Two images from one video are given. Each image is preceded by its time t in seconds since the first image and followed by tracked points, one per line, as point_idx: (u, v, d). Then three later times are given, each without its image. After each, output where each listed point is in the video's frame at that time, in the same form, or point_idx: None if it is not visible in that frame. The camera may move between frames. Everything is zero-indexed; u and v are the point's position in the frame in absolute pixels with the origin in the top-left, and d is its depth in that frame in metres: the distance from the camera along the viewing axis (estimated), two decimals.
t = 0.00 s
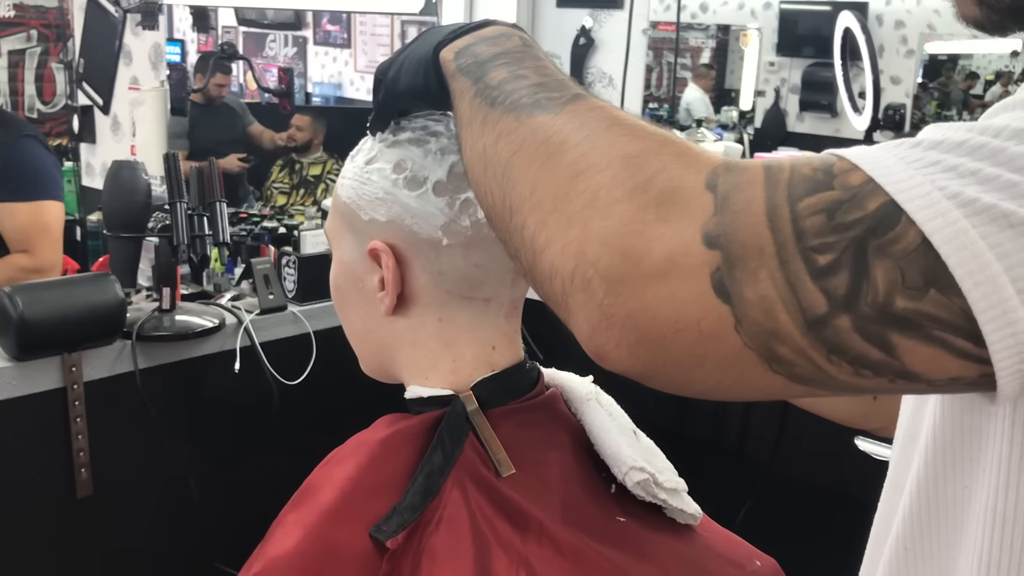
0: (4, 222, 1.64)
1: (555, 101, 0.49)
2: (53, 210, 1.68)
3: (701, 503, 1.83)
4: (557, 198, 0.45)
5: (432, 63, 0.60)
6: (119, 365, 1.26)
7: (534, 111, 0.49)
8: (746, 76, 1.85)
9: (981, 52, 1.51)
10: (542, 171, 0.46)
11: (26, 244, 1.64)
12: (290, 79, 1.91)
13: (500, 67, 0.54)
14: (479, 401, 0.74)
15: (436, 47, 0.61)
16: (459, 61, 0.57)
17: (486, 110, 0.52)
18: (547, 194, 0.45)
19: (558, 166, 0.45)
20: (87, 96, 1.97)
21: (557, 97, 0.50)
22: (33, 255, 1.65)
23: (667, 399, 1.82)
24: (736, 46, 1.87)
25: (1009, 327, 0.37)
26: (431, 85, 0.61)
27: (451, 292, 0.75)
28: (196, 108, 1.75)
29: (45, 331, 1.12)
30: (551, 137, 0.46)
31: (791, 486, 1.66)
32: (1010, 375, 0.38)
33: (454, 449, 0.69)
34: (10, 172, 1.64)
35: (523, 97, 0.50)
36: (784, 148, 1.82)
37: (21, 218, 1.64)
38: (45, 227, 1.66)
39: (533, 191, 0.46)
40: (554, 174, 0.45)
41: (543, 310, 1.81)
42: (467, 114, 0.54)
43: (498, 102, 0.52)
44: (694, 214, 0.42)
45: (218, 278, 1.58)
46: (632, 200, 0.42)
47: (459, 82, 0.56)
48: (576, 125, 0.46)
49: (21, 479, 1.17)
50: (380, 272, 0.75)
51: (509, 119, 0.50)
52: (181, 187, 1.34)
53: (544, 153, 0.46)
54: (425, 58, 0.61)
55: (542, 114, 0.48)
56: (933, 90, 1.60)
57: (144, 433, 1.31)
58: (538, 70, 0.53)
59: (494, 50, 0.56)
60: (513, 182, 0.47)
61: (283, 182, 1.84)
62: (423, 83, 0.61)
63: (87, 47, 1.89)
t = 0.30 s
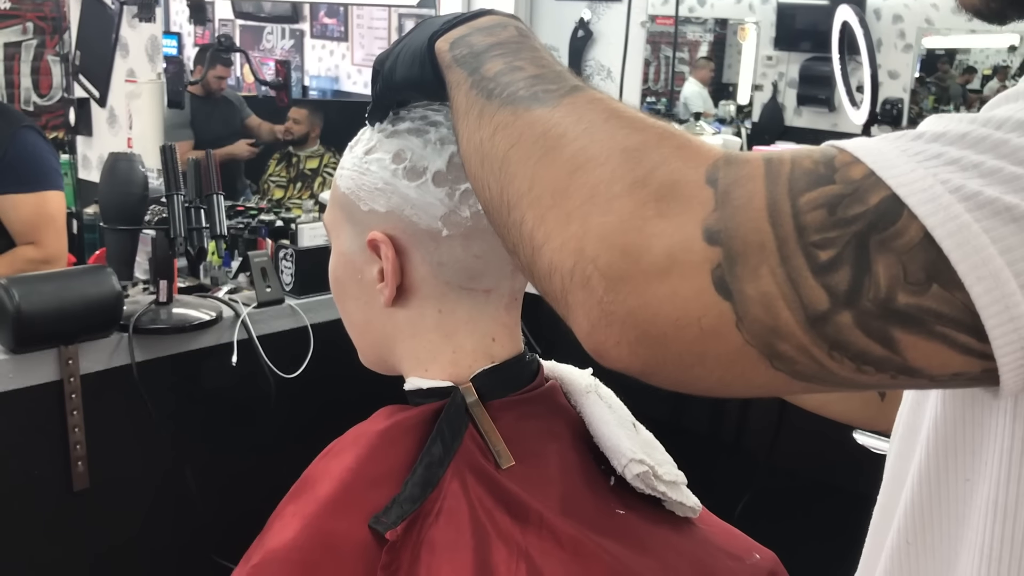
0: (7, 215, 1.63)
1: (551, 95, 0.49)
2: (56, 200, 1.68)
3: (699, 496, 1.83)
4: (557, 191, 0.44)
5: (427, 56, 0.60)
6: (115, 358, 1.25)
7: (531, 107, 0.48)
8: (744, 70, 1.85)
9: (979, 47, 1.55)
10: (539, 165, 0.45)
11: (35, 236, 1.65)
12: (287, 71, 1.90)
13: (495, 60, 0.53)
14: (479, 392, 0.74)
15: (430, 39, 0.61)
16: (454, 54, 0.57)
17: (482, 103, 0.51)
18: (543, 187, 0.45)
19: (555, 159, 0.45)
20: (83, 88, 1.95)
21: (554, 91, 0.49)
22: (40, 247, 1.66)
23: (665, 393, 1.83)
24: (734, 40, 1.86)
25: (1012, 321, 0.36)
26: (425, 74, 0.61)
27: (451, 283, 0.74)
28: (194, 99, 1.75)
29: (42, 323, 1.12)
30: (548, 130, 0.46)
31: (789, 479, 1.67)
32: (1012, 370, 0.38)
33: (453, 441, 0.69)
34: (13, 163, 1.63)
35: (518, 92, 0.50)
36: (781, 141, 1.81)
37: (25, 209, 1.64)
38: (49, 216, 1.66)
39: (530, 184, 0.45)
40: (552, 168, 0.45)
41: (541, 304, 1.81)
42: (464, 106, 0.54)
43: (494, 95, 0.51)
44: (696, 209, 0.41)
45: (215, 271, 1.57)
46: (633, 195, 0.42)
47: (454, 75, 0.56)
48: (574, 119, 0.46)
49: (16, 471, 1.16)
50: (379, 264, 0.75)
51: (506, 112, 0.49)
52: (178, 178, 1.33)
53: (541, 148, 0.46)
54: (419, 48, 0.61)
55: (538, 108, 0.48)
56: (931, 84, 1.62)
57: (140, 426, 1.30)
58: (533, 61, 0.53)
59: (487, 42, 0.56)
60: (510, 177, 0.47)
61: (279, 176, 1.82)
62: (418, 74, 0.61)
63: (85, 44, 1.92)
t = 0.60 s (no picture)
0: (16, 210, 1.64)
1: (758, 429, 0.32)
2: (64, 194, 1.69)
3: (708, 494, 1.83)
4: None
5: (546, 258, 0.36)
6: (126, 352, 1.26)
7: (729, 423, 0.32)
8: (751, 65, 1.83)
9: (988, 43, 1.57)
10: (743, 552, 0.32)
11: (42, 232, 1.66)
12: (295, 67, 1.90)
13: (648, 298, 0.34)
14: (494, 391, 0.74)
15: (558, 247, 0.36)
16: (587, 274, 0.35)
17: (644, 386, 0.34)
18: None
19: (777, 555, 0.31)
20: (91, 83, 1.96)
21: (761, 423, 0.32)
22: (48, 242, 1.66)
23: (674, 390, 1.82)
24: (741, 35, 1.85)
25: None
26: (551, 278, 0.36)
27: (469, 283, 0.73)
28: (207, 93, 1.73)
29: (52, 320, 1.12)
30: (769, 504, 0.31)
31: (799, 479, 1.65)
32: None
33: (469, 441, 0.70)
34: (24, 157, 1.64)
35: (702, 392, 0.33)
36: (790, 137, 1.78)
37: (33, 204, 1.65)
38: (58, 211, 1.67)
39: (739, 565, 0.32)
40: None
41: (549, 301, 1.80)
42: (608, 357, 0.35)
43: (665, 369, 0.33)
44: None
45: (224, 266, 1.57)
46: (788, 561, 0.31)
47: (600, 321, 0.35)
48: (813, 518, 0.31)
49: (27, 467, 1.17)
50: (398, 262, 0.75)
51: (692, 428, 0.33)
52: (188, 175, 1.35)
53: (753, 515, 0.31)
54: (542, 239, 0.36)
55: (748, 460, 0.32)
56: (940, 81, 1.65)
57: (150, 422, 1.31)
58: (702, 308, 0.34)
59: (628, 256, 0.34)
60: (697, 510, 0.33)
61: (287, 171, 1.82)
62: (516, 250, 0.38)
63: (92, 39, 1.92)
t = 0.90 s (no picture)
0: (32, 202, 1.65)
1: (905, 541, 0.52)
2: (79, 187, 1.69)
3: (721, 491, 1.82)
4: None
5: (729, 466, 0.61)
6: (141, 345, 1.26)
7: (888, 546, 0.52)
8: (764, 60, 1.81)
9: (1003, 36, 1.53)
10: None
11: (56, 224, 1.66)
12: (307, 60, 1.85)
13: (794, 458, 0.58)
14: (512, 382, 0.74)
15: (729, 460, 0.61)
16: (772, 486, 0.58)
17: (825, 540, 0.56)
18: None
19: None
20: (105, 76, 1.96)
21: (906, 535, 0.52)
22: (62, 235, 1.66)
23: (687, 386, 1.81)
24: (754, 29, 1.83)
25: None
26: (743, 495, 0.60)
27: (487, 274, 0.74)
28: (224, 86, 1.72)
29: (68, 312, 1.13)
30: None
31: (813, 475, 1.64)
32: None
33: (488, 432, 0.69)
34: (39, 150, 1.65)
35: (858, 527, 0.54)
36: (802, 132, 1.77)
37: (49, 197, 1.65)
38: (73, 205, 1.67)
39: None
40: None
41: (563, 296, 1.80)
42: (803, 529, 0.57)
43: (836, 525, 0.55)
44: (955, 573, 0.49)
45: (237, 259, 1.56)
46: None
47: (780, 503, 0.58)
48: None
49: (43, 459, 1.18)
50: (416, 252, 0.74)
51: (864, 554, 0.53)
52: (203, 168, 1.34)
53: None
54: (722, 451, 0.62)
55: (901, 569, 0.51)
56: (954, 75, 1.60)
57: (165, 415, 1.31)
58: (854, 483, 0.56)
59: (783, 451, 0.59)
60: None
61: (299, 165, 1.82)
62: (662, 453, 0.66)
63: (106, 33, 1.92)
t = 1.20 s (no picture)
0: (41, 196, 1.65)
1: (925, 488, 0.58)
2: (88, 181, 1.69)
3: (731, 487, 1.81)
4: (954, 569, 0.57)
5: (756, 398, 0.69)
6: (149, 339, 1.27)
7: (912, 495, 0.58)
8: (775, 56, 1.80)
9: (1016, 33, 1.52)
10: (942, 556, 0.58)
11: (65, 218, 1.67)
12: (317, 56, 1.86)
13: (817, 401, 0.66)
14: (518, 375, 0.74)
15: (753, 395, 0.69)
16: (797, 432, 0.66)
17: (854, 491, 0.63)
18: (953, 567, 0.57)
19: (952, 543, 0.56)
20: (116, 72, 1.97)
21: (925, 482, 0.58)
22: (71, 229, 1.67)
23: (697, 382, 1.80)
24: (765, 26, 1.82)
25: None
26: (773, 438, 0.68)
27: (495, 266, 0.74)
28: (236, 80, 1.73)
29: (77, 305, 1.13)
30: (939, 528, 0.57)
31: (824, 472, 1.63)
32: None
33: (494, 425, 0.70)
34: (50, 144, 1.65)
35: (876, 482, 0.61)
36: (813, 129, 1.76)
37: (58, 191, 1.65)
38: (82, 199, 1.67)
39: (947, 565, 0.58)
40: (974, 568, 0.55)
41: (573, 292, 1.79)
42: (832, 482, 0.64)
43: (855, 479, 0.63)
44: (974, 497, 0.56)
45: (247, 254, 1.57)
46: (937, 506, 0.57)
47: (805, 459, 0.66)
48: (971, 523, 0.55)
49: (52, 451, 1.18)
50: (424, 244, 0.74)
51: (888, 503, 0.60)
52: (211, 161, 1.35)
53: (930, 538, 0.58)
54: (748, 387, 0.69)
55: (929, 513, 0.58)
56: (965, 72, 1.58)
57: (174, 408, 1.32)
58: (856, 439, 0.62)
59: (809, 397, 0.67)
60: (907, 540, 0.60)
61: (309, 161, 1.81)
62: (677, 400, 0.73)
63: (118, 29, 1.92)
